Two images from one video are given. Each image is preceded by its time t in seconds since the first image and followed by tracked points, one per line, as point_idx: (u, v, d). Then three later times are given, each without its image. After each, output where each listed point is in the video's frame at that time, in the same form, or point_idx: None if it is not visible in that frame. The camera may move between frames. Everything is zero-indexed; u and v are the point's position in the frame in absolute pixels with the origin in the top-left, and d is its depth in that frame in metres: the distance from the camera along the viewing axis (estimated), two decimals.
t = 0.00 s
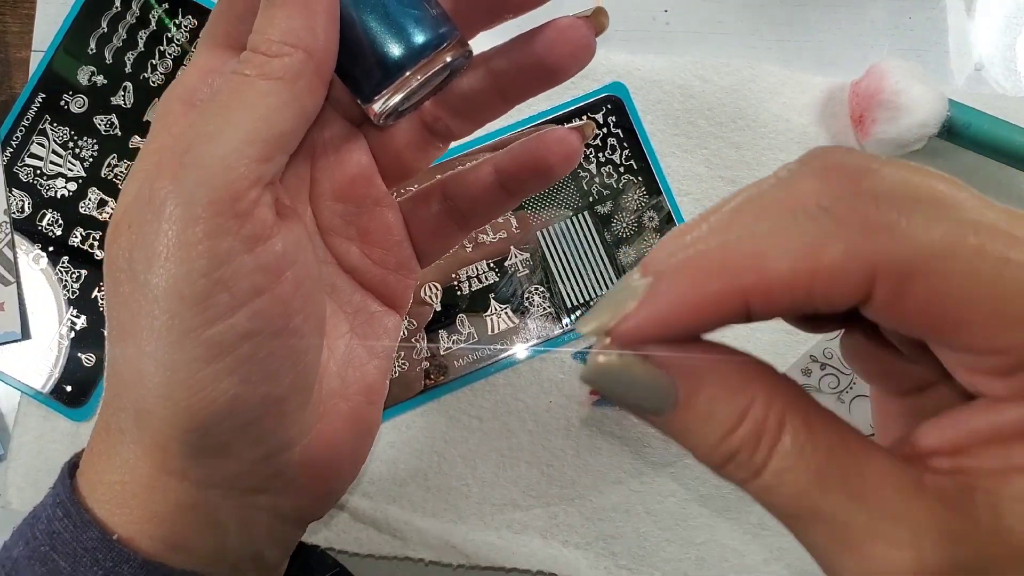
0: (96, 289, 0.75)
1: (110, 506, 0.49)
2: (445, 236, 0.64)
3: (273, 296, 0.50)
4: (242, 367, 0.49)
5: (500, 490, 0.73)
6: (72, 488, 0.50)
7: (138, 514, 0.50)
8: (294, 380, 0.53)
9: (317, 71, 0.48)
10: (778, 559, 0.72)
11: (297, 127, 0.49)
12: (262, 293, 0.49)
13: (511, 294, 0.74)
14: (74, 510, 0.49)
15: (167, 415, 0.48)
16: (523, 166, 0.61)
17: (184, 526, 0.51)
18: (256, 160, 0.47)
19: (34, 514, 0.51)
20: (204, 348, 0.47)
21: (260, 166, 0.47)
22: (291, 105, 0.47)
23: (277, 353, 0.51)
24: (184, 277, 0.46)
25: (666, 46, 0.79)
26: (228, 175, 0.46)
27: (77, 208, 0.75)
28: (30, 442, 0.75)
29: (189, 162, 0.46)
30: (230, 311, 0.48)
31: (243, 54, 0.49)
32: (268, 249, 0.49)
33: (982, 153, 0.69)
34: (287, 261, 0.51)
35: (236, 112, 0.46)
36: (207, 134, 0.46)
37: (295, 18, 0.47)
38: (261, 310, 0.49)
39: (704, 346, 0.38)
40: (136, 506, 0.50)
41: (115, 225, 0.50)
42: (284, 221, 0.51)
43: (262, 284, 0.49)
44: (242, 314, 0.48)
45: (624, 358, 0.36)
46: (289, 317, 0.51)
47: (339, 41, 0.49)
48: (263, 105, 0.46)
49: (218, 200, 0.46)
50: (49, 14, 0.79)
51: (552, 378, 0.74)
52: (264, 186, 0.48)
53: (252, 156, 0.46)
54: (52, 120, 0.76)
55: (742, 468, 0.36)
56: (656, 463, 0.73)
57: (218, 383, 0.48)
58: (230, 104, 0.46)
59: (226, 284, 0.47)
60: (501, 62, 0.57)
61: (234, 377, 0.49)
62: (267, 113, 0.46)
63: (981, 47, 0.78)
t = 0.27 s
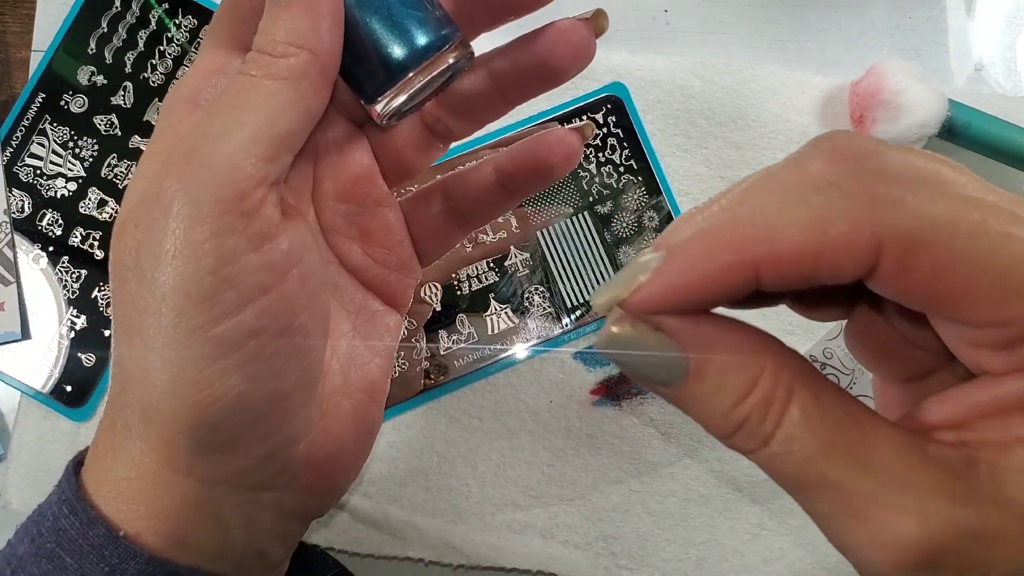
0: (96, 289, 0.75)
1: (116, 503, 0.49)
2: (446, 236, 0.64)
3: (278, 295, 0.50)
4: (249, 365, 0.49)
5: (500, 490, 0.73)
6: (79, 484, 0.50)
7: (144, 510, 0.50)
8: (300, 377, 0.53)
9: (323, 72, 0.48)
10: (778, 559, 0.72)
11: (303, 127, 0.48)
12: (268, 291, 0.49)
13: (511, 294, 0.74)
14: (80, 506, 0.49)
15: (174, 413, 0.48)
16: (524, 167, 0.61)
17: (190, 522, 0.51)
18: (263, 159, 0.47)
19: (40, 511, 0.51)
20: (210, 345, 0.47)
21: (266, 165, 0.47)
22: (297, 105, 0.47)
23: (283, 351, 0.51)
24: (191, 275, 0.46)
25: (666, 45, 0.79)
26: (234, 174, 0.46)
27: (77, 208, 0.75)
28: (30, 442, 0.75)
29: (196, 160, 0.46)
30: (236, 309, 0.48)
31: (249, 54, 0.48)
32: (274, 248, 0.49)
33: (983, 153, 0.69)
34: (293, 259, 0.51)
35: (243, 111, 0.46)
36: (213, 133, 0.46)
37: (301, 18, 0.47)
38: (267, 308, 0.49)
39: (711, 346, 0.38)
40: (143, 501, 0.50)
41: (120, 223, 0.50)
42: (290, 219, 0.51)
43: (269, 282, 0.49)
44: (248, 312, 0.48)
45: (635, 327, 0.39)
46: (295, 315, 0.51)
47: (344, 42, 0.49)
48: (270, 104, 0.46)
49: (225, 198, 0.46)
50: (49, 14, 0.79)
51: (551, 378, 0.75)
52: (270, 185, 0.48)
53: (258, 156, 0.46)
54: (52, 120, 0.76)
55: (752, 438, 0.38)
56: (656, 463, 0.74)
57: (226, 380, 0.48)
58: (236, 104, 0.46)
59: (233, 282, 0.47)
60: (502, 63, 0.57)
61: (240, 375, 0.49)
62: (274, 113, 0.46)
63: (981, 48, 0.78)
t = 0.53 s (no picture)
0: (96, 289, 0.75)
1: (112, 505, 0.49)
2: (447, 236, 0.64)
3: (275, 295, 0.50)
4: (245, 366, 0.49)
5: (500, 490, 0.73)
6: (76, 486, 0.50)
7: (140, 512, 0.50)
8: (297, 377, 0.53)
9: (319, 72, 0.48)
10: (778, 559, 0.72)
11: (299, 127, 0.48)
12: (265, 292, 0.49)
13: (511, 294, 0.74)
14: (76, 509, 0.49)
15: (170, 414, 0.48)
16: (525, 167, 0.61)
17: (187, 523, 0.51)
18: (258, 159, 0.47)
19: (37, 513, 0.51)
20: (206, 346, 0.47)
21: (261, 166, 0.47)
22: (293, 105, 0.47)
23: (280, 352, 0.51)
24: (187, 276, 0.46)
25: (666, 45, 0.79)
26: (230, 174, 0.46)
27: (77, 208, 0.76)
28: (30, 442, 0.75)
29: (192, 161, 0.46)
30: (232, 310, 0.47)
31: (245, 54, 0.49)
32: (271, 249, 0.49)
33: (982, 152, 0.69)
34: (290, 260, 0.51)
35: (238, 111, 0.46)
36: (209, 134, 0.46)
37: (296, 18, 0.47)
38: (264, 309, 0.49)
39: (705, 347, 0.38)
40: (139, 504, 0.50)
41: (118, 224, 0.50)
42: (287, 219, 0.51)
43: (266, 283, 0.49)
44: (244, 313, 0.48)
45: (641, 339, 0.39)
46: (292, 316, 0.51)
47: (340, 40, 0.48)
48: (266, 105, 0.46)
49: (220, 199, 0.46)
50: (49, 14, 0.79)
51: (551, 378, 0.75)
52: (265, 186, 0.48)
53: (253, 156, 0.46)
54: (52, 120, 0.76)
55: (755, 453, 0.38)
56: (656, 463, 0.74)
57: (221, 381, 0.48)
58: (232, 105, 0.46)
59: (229, 283, 0.47)
60: (501, 62, 0.57)
61: (237, 376, 0.49)
62: (269, 113, 0.46)
63: (981, 48, 0.78)
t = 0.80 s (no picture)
0: (96, 289, 0.75)
1: (117, 507, 0.49)
2: (450, 237, 0.64)
3: (282, 299, 0.50)
4: (251, 369, 0.49)
5: (500, 490, 0.73)
6: (80, 488, 0.50)
7: (146, 516, 0.50)
8: (303, 380, 0.53)
9: (326, 75, 0.48)
10: (778, 559, 0.72)
11: (306, 130, 0.48)
12: (271, 295, 0.49)
13: (511, 294, 0.74)
14: (81, 511, 0.49)
15: (176, 417, 0.48)
16: (528, 168, 0.61)
17: (192, 525, 0.51)
18: (265, 163, 0.46)
19: (41, 514, 0.51)
20: (212, 349, 0.47)
21: (269, 169, 0.47)
22: (300, 109, 0.47)
23: (286, 355, 0.51)
24: (193, 279, 0.46)
25: (666, 46, 0.79)
26: (237, 178, 0.45)
27: (76, 208, 0.75)
28: (30, 442, 0.75)
29: (199, 165, 0.46)
30: (239, 313, 0.47)
31: (253, 57, 0.48)
32: (277, 252, 0.49)
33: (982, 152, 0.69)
34: (296, 263, 0.51)
35: (245, 115, 0.46)
36: (216, 137, 0.46)
37: (304, 22, 0.47)
38: (270, 312, 0.49)
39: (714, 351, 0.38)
40: (144, 506, 0.50)
41: (123, 227, 0.50)
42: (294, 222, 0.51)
43: (272, 286, 0.49)
44: (251, 316, 0.48)
45: (650, 347, 0.38)
46: (297, 319, 0.51)
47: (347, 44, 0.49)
48: (273, 108, 0.46)
49: (227, 202, 0.46)
50: (49, 14, 0.79)
51: (551, 379, 0.75)
52: (272, 190, 0.48)
53: (261, 159, 0.46)
54: (52, 120, 0.76)
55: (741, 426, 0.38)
56: (655, 463, 0.74)
57: (227, 384, 0.48)
58: (239, 108, 0.46)
59: (236, 286, 0.47)
60: (507, 66, 0.57)
61: (242, 379, 0.49)
62: (277, 117, 0.46)
63: (980, 48, 0.78)
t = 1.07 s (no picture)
0: (96, 289, 0.75)
1: (120, 509, 0.49)
2: (451, 238, 0.65)
3: (285, 301, 0.50)
4: (254, 372, 0.49)
5: (500, 490, 0.73)
6: (82, 490, 0.50)
7: (150, 519, 0.50)
8: (305, 382, 0.53)
9: (329, 77, 0.48)
10: (778, 559, 0.72)
11: (309, 133, 0.48)
12: (274, 297, 0.49)
13: (511, 294, 0.74)
14: (83, 513, 0.49)
15: (179, 419, 0.48)
16: (530, 171, 0.61)
17: (195, 528, 0.51)
18: (269, 166, 0.46)
19: (43, 515, 0.51)
20: (215, 352, 0.47)
21: (272, 172, 0.47)
22: (303, 111, 0.47)
23: (289, 357, 0.51)
24: (196, 281, 0.46)
25: (667, 46, 0.79)
26: (240, 180, 0.45)
27: (76, 208, 0.75)
28: (30, 442, 0.75)
29: (202, 167, 0.46)
30: (242, 316, 0.47)
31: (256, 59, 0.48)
32: (280, 254, 0.49)
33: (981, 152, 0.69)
34: (299, 265, 0.51)
35: (249, 117, 0.46)
36: (220, 139, 0.46)
37: (307, 24, 0.46)
38: (273, 314, 0.49)
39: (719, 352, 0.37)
40: (147, 507, 0.50)
41: (126, 229, 0.50)
42: (297, 224, 0.51)
43: (275, 288, 0.49)
44: (254, 318, 0.48)
45: (636, 314, 0.38)
46: (300, 322, 0.51)
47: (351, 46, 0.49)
48: (276, 111, 0.46)
49: (231, 205, 0.46)
50: (49, 14, 0.79)
51: (551, 379, 0.75)
52: (275, 192, 0.48)
53: (264, 162, 0.46)
54: (52, 120, 0.76)
55: (744, 428, 0.37)
56: (655, 463, 0.74)
57: (230, 387, 0.48)
58: (242, 110, 0.46)
59: (239, 288, 0.47)
60: (510, 69, 0.57)
61: (245, 382, 0.49)
62: (280, 119, 0.46)
63: (980, 48, 0.78)
